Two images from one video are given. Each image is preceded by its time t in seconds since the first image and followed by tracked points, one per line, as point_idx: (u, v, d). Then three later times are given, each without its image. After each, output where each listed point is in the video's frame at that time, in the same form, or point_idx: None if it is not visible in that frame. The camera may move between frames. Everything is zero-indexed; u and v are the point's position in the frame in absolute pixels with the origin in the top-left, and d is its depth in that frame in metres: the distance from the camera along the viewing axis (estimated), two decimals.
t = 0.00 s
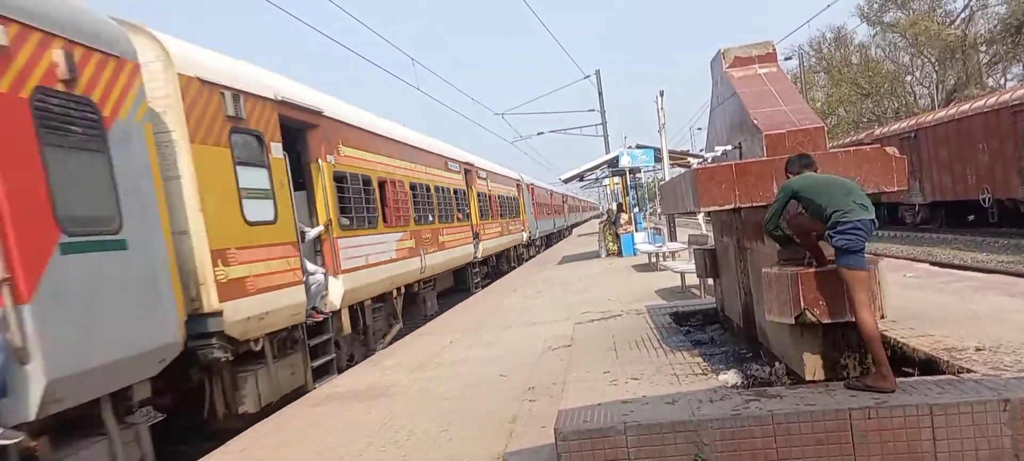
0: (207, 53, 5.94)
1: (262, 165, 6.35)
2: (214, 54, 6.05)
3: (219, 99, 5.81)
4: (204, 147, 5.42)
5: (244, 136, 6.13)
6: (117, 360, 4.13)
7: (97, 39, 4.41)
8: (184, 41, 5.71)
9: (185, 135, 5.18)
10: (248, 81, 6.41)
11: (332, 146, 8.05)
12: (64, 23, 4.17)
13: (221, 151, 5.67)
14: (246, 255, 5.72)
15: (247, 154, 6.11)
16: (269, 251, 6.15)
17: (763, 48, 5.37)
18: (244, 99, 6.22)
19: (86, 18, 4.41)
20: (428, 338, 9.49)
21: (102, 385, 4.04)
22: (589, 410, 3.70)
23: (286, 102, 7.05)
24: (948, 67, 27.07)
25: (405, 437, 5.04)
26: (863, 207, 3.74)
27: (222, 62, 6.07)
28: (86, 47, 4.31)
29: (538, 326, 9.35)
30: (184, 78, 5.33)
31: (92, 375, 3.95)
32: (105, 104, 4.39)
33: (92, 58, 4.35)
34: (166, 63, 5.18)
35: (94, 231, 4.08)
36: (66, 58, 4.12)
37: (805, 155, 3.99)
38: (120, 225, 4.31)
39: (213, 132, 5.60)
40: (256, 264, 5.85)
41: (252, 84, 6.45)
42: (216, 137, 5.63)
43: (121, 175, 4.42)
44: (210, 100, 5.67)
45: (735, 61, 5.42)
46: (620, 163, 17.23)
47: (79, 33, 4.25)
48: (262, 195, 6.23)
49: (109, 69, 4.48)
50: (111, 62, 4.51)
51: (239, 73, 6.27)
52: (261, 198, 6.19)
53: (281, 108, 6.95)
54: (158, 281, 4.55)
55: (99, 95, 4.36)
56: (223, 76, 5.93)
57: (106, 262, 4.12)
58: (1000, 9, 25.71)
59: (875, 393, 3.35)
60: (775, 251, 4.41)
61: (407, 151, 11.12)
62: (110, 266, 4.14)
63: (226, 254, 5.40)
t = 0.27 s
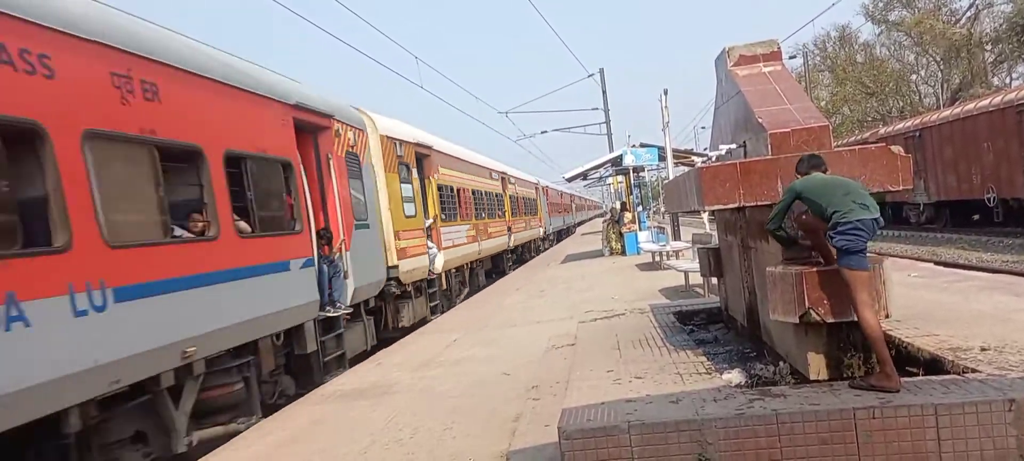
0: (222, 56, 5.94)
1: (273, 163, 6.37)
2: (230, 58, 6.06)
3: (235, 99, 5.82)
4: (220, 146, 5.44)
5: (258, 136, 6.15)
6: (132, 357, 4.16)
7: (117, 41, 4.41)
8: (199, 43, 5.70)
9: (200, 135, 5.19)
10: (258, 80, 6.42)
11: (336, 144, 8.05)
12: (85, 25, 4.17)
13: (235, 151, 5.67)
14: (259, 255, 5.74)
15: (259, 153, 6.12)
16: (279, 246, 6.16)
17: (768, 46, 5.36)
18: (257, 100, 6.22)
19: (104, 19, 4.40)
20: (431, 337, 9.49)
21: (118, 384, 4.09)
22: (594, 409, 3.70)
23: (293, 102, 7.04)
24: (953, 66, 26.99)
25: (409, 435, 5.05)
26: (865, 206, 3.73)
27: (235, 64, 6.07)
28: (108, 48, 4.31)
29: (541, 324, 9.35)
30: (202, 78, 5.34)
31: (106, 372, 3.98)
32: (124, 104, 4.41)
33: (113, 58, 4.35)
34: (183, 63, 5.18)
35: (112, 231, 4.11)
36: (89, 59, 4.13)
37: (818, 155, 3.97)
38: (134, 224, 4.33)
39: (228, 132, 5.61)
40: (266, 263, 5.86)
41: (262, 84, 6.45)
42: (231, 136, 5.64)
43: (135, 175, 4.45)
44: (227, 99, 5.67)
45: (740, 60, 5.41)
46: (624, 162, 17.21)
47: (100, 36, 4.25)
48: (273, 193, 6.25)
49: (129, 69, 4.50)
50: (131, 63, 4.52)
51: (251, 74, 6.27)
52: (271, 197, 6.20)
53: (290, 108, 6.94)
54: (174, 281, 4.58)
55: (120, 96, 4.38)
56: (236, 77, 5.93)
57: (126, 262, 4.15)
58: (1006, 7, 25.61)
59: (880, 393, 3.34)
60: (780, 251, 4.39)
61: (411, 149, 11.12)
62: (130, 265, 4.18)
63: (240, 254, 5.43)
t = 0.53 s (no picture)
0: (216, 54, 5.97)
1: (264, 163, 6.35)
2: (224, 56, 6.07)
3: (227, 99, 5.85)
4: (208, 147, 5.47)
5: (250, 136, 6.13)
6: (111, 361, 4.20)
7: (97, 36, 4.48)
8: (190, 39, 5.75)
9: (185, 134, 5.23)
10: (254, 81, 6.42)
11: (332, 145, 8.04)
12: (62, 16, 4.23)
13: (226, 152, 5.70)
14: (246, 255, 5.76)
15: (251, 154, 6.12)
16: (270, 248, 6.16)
17: (765, 47, 5.36)
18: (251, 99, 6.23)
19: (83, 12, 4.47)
20: (428, 337, 9.49)
21: (97, 384, 4.12)
22: (590, 409, 3.70)
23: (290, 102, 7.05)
24: (949, 66, 27.09)
25: (406, 435, 5.05)
26: (859, 207, 3.73)
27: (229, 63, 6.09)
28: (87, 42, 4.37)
29: (538, 324, 9.35)
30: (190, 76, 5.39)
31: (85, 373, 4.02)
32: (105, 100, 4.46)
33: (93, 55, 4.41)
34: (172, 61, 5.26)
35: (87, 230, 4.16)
36: (69, 57, 4.20)
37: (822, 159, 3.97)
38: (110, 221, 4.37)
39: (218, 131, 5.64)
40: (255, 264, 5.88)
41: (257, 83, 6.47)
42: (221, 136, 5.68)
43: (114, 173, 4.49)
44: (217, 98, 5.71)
45: (737, 60, 5.41)
46: (621, 162, 17.21)
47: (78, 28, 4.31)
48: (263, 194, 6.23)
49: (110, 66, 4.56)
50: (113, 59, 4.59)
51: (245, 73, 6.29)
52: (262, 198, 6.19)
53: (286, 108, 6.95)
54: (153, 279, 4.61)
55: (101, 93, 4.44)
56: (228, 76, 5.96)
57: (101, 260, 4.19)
58: (1001, 8, 25.71)
59: (876, 392, 3.35)
60: (776, 251, 4.39)
61: (407, 149, 11.11)
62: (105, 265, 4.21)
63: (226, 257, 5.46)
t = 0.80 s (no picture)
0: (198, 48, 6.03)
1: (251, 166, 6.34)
2: (208, 51, 6.13)
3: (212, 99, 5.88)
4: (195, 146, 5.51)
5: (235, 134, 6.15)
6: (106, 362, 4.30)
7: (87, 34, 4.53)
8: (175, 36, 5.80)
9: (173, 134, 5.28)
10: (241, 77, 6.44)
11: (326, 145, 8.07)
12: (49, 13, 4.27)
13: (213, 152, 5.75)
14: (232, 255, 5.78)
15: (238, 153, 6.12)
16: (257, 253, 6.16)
17: (764, 44, 5.36)
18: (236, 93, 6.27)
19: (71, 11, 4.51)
20: (429, 337, 9.49)
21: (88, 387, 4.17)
22: (591, 408, 3.70)
23: (280, 102, 7.08)
24: (948, 63, 27.10)
25: (407, 435, 5.05)
26: (859, 203, 3.74)
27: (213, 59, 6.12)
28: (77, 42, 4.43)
29: (539, 323, 9.36)
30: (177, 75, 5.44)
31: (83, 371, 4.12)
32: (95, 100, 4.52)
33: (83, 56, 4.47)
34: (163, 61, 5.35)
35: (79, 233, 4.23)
36: (60, 59, 4.27)
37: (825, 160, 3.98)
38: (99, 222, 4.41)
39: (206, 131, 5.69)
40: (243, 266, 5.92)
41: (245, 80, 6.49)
42: (209, 134, 5.73)
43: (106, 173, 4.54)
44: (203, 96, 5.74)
45: (736, 58, 5.41)
46: (621, 160, 17.21)
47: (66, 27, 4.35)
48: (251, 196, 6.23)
49: (100, 66, 4.62)
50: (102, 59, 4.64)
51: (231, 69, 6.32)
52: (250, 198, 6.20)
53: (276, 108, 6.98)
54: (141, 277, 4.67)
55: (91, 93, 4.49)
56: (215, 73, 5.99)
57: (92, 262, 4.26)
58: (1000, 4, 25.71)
59: (877, 389, 3.34)
60: (776, 248, 4.39)
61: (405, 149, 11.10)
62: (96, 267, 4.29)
63: (214, 260, 5.50)
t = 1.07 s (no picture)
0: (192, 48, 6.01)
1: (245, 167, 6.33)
2: (203, 52, 6.11)
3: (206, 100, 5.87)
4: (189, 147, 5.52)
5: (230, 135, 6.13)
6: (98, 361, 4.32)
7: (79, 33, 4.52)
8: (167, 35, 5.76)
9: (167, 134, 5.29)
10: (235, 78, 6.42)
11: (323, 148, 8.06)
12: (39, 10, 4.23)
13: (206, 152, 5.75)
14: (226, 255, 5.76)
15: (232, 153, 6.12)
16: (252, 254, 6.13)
17: (758, 45, 5.37)
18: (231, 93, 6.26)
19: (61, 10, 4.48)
20: (426, 338, 9.48)
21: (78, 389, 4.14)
22: (587, 408, 3.70)
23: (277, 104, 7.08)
24: (942, 63, 27.21)
25: (403, 437, 5.04)
26: (853, 203, 3.75)
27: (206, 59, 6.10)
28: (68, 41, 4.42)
29: (535, 324, 9.36)
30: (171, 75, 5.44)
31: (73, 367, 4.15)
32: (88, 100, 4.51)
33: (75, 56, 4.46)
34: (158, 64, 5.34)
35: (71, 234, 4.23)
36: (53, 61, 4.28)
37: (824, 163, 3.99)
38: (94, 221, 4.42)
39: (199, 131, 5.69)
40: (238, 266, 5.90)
41: (239, 81, 6.48)
42: (202, 135, 5.72)
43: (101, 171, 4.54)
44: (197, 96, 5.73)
45: (730, 58, 5.42)
46: (617, 161, 17.22)
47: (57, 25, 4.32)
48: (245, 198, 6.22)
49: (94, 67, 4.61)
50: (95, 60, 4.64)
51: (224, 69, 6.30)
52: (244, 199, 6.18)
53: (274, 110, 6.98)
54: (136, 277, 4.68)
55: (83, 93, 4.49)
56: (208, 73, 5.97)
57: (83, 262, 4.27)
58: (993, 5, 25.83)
59: (872, 389, 3.35)
60: (770, 249, 4.39)
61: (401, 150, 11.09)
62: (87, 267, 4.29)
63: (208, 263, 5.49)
